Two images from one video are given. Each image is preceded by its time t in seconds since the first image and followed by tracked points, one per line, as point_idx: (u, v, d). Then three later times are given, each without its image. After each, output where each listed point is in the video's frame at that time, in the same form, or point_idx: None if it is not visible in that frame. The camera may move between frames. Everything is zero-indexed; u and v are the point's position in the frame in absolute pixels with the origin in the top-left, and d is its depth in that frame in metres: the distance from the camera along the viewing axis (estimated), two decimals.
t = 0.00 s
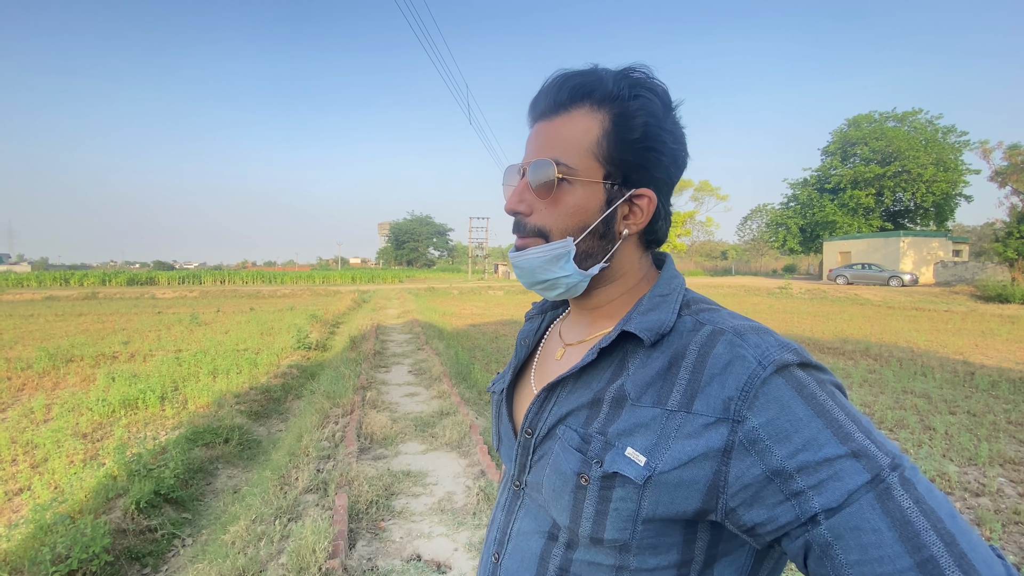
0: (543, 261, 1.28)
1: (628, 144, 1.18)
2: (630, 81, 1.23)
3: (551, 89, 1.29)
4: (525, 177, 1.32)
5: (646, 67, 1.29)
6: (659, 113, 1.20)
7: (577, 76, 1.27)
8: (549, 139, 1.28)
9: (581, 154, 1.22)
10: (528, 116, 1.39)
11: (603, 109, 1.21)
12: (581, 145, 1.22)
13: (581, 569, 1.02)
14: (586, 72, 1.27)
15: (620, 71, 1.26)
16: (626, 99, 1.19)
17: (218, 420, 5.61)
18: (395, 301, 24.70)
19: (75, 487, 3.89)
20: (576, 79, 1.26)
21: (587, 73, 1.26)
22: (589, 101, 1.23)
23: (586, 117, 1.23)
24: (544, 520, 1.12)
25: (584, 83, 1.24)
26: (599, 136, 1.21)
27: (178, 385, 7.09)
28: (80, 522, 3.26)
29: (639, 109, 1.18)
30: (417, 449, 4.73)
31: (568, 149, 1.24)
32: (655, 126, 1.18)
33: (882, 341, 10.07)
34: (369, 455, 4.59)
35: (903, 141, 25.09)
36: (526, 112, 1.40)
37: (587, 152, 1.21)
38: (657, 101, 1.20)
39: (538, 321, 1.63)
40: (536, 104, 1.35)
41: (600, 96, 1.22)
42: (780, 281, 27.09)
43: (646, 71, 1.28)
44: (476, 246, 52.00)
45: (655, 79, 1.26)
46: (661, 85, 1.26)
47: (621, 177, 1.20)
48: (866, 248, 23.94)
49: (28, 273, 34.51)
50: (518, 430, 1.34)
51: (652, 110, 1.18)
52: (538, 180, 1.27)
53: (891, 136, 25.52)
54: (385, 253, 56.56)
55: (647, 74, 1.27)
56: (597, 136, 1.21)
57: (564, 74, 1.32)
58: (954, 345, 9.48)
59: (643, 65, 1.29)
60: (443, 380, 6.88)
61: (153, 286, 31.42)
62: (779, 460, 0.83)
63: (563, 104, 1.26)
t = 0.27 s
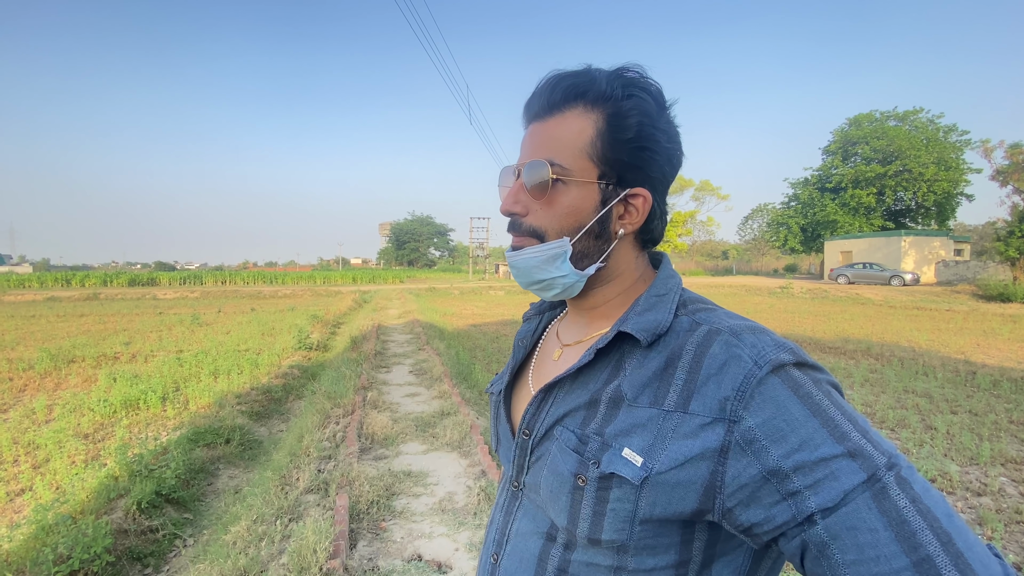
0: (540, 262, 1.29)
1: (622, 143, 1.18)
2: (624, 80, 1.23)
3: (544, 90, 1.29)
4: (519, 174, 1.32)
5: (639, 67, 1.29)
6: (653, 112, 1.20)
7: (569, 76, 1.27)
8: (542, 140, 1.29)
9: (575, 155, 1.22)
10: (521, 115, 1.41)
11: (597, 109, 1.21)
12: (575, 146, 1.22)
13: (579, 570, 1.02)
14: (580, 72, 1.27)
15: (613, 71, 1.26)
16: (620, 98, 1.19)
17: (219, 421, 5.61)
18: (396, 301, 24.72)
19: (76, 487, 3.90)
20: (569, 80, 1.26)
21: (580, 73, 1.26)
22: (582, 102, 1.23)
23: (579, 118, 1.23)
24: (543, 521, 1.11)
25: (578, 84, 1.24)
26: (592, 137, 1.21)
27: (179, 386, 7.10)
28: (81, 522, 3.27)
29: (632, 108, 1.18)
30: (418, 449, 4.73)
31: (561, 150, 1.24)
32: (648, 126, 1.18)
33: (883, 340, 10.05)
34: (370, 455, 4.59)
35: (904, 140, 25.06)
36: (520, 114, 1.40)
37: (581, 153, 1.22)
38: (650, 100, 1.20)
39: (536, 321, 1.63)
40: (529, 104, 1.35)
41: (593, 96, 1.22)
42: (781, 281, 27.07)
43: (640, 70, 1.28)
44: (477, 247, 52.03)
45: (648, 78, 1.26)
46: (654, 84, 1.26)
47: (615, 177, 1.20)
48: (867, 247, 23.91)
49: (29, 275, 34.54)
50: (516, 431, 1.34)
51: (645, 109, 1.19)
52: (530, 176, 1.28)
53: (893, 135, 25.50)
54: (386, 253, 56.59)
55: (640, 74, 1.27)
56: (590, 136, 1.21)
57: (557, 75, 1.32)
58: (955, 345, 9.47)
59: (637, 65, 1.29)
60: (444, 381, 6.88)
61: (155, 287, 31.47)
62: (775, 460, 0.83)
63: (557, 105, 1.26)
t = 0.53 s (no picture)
0: (537, 262, 1.29)
1: (620, 144, 1.19)
2: (623, 80, 1.23)
3: (543, 90, 1.29)
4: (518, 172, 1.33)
5: (637, 67, 1.29)
6: (651, 112, 1.20)
7: (568, 76, 1.27)
8: (542, 140, 1.29)
9: (574, 154, 1.22)
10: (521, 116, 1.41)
11: (596, 110, 1.22)
12: (574, 145, 1.23)
13: (578, 570, 1.02)
14: (579, 73, 1.27)
15: (611, 72, 1.26)
16: (619, 99, 1.20)
17: (221, 421, 5.62)
18: (397, 301, 24.74)
19: (78, 488, 3.90)
20: (568, 79, 1.26)
21: (578, 73, 1.27)
22: (581, 102, 1.24)
23: (578, 118, 1.24)
24: (541, 521, 1.12)
25: (577, 84, 1.24)
26: (591, 136, 1.21)
27: (180, 386, 7.11)
28: (83, 523, 3.27)
29: (631, 108, 1.19)
30: (419, 449, 4.74)
31: (560, 149, 1.24)
32: (648, 126, 1.18)
33: (884, 340, 10.05)
34: (371, 455, 4.60)
35: (905, 139, 25.04)
36: (520, 113, 1.40)
37: (580, 153, 1.22)
38: (649, 100, 1.21)
39: (534, 321, 1.63)
40: (528, 104, 1.36)
41: (592, 97, 1.22)
42: (782, 280, 27.04)
43: (638, 71, 1.29)
44: (478, 247, 52.04)
45: (647, 78, 1.26)
46: (653, 84, 1.26)
47: (615, 176, 1.21)
48: (868, 246, 23.88)
49: (31, 275, 34.51)
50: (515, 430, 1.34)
51: (644, 110, 1.19)
52: (529, 173, 1.28)
53: (893, 134, 25.48)
54: (386, 253, 56.62)
55: (639, 74, 1.27)
56: (589, 136, 1.21)
57: (555, 75, 1.32)
58: (956, 344, 9.45)
59: (635, 65, 1.30)
60: (445, 381, 6.89)
61: (156, 287, 31.50)
62: (773, 460, 0.83)
63: (555, 105, 1.27)
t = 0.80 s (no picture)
0: (545, 258, 1.28)
1: (635, 143, 1.19)
2: (639, 82, 1.24)
3: (560, 84, 1.28)
4: (530, 164, 1.31)
5: (651, 70, 1.30)
6: (666, 115, 1.21)
7: (586, 72, 1.27)
8: (556, 133, 1.28)
9: (589, 150, 1.22)
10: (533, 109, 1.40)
11: (612, 108, 1.22)
12: (588, 141, 1.22)
13: (577, 571, 1.02)
14: (595, 69, 1.27)
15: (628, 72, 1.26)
16: (636, 99, 1.20)
17: (222, 421, 5.63)
18: (398, 301, 24.75)
19: (80, 488, 3.91)
20: (585, 75, 1.26)
21: (596, 70, 1.26)
22: (597, 99, 1.23)
23: (594, 115, 1.23)
24: (540, 522, 1.12)
25: (594, 80, 1.24)
26: (606, 133, 1.21)
27: (182, 386, 7.13)
28: (84, 523, 3.28)
29: (648, 109, 1.19)
30: (419, 449, 4.74)
31: (575, 144, 1.23)
32: (662, 128, 1.19)
33: (886, 339, 10.04)
34: (371, 455, 4.61)
35: (906, 137, 25.01)
36: (532, 105, 1.39)
37: (596, 149, 1.21)
38: (663, 103, 1.22)
39: (532, 321, 1.63)
40: (542, 97, 1.35)
41: (609, 95, 1.22)
42: (783, 280, 27.01)
43: (652, 73, 1.29)
44: (478, 247, 52.04)
45: (661, 81, 1.27)
46: (666, 88, 1.27)
47: (626, 176, 1.21)
48: (869, 246, 23.85)
49: (32, 276, 34.53)
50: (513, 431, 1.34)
51: (660, 112, 1.20)
52: (542, 165, 1.26)
53: (894, 133, 25.43)
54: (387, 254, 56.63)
55: (653, 76, 1.28)
56: (605, 133, 1.21)
57: (572, 69, 1.31)
58: (958, 344, 9.43)
59: (649, 67, 1.30)
60: (445, 380, 6.90)
61: (157, 288, 31.54)
62: (772, 460, 0.83)
63: (571, 99, 1.26)
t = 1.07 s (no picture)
0: (584, 251, 1.23)
1: (669, 149, 1.26)
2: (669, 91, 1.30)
3: (604, 73, 1.27)
4: (571, 151, 1.29)
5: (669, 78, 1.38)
6: (691, 126, 1.31)
7: (628, 68, 1.28)
8: (602, 124, 1.27)
9: (633, 147, 1.24)
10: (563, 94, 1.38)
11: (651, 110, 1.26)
12: (632, 138, 1.24)
13: (579, 572, 1.02)
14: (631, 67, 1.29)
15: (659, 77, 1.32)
16: (672, 106, 1.27)
17: (223, 421, 5.64)
18: (399, 301, 24.75)
19: (82, 487, 3.92)
20: (628, 72, 1.27)
21: (636, 68, 1.29)
22: (636, 100, 1.27)
23: (636, 112, 1.26)
24: (541, 524, 1.12)
25: (637, 79, 1.26)
26: (646, 135, 1.25)
27: (183, 386, 7.14)
28: (85, 523, 3.29)
29: (682, 118, 1.27)
30: (420, 449, 4.74)
31: (622, 139, 1.24)
32: (689, 138, 1.28)
33: (887, 338, 10.03)
34: (372, 454, 4.61)
35: (907, 136, 24.96)
36: (566, 89, 1.36)
37: (639, 147, 1.24)
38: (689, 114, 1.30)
39: (530, 321, 1.63)
40: (575, 85, 1.33)
41: (650, 97, 1.26)
42: (784, 279, 26.98)
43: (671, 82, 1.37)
44: (479, 247, 52.03)
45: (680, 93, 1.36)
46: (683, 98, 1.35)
47: (660, 178, 1.26)
48: (870, 245, 23.83)
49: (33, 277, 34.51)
50: (511, 432, 1.34)
51: (688, 123, 1.28)
52: (588, 154, 1.24)
53: (896, 132, 25.38)
54: (388, 254, 56.65)
55: (674, 86, 1.36)
56: (647, 133, 1.25)
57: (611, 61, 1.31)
58: (959, 343, 9.41)
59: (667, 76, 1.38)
60: (446, 381, 6.90)
61: (158, 288, 31.58)
62: (777, 459, 0.83)
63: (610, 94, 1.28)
